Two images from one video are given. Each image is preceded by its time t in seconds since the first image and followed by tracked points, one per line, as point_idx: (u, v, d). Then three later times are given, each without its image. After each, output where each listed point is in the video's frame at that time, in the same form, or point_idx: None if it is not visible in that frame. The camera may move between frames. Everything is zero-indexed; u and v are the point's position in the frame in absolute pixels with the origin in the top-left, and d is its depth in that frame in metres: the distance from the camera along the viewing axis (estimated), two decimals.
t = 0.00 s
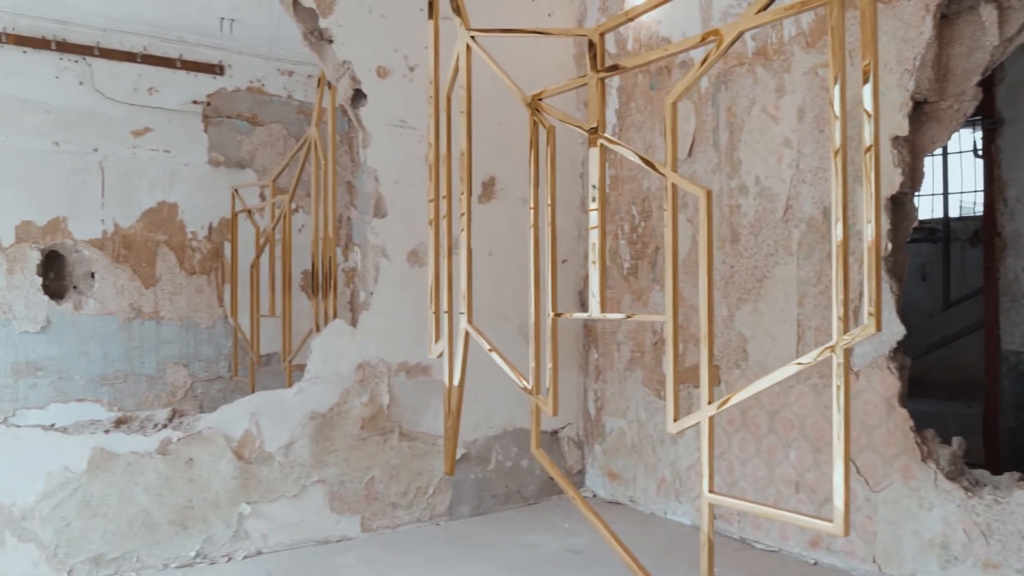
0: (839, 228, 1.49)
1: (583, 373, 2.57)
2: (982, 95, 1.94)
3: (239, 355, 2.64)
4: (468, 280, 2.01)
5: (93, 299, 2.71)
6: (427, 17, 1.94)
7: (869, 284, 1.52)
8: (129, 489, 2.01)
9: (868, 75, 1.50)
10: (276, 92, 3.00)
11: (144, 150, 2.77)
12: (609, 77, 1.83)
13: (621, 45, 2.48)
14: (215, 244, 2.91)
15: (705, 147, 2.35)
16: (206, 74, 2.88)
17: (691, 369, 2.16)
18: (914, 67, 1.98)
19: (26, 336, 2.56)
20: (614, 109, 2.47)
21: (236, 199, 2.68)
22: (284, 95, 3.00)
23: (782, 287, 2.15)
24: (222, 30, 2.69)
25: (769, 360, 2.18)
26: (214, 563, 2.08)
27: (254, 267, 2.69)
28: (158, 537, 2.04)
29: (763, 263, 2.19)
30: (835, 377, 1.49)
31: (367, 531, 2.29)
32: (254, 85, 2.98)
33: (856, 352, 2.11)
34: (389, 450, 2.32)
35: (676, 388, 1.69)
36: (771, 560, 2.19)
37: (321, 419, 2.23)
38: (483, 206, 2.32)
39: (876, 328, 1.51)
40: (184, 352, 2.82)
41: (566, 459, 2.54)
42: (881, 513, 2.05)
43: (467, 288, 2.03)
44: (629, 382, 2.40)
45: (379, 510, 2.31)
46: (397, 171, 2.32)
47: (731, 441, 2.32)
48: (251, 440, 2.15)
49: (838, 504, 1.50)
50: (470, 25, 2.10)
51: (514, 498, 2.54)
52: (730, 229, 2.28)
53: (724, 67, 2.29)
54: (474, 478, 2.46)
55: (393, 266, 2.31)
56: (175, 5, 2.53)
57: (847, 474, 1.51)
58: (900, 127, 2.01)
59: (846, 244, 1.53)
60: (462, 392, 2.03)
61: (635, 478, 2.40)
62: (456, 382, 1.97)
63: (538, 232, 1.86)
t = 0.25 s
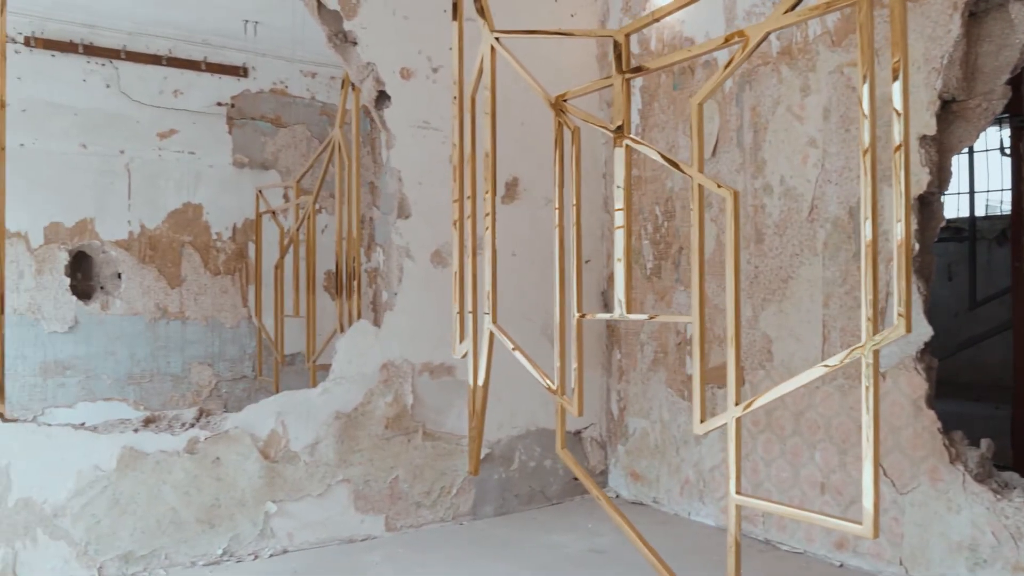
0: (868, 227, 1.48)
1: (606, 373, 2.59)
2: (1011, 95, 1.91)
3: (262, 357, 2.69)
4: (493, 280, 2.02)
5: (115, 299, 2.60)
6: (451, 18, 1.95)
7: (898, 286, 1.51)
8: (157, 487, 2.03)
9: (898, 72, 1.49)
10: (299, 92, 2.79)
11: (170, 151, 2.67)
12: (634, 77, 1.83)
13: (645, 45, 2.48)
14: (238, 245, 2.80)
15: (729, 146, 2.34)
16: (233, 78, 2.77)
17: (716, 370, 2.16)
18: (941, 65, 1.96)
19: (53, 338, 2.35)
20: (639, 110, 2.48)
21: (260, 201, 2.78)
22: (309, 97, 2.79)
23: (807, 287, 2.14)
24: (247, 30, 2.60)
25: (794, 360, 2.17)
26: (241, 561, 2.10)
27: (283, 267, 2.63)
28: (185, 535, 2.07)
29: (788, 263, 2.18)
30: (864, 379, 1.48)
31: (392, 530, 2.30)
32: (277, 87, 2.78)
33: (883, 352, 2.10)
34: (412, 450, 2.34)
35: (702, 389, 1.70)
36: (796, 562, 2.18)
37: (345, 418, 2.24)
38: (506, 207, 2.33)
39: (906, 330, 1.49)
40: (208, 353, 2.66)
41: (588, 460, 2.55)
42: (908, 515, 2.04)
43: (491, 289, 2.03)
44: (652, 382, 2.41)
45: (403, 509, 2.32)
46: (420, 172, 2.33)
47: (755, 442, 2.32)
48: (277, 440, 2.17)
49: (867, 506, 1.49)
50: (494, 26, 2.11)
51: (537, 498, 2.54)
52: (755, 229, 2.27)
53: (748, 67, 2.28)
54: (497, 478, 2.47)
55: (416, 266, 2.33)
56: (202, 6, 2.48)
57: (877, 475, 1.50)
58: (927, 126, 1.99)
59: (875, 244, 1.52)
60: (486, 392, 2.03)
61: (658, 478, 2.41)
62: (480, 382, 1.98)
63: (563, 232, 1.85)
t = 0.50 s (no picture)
0: (895, 226, 1.48)
1: (626, 373, 2.60)
2: None
3: (282, 357, 2.17)
4: (514, 280, 2.03)
5: (137, 300, 2.02)
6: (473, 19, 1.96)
7: (927, 286, 1.50)
8: (182, 487, 2.05)
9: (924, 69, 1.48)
10: (319, 95, 2.28)
11: (192, 153, 2.11)
12: (656, 77, 1.83)
13: (665, 45, 2.48)
14: (260, 246, 2.18)
15: (750, 145, 2.33)
16: (252, 80, 2.20)
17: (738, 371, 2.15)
18: (966, 64, 1.95)
19: (78, 338, 1.91)
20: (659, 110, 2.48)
21: (277, 200, 2.20)
22: (330, 99, 2.30)
23: (830, 287, 2.13)
24: (268, 32, 2.19)
25: (816, 361, 2.16)
26: (264, 559, 2.13)
27: (299, 267, 2.21)
28: (209, 533, 2.09)
29: (810, 263, 2.17)
30: (892, 379, 1.48)
31: (412, 529, 2.32)
32: (298, 87, 2.25)
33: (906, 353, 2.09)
34: (433, 449, 2.37)
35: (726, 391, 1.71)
36: (818, 563, 2.18)
37: (367, 418, 2.28)
38: (527, 207, 2.33)
39: (935, 331, 1.49)
40: (230, 352, 2.10)
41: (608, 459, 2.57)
42: (932, 516, 2.02)
43: (513, 289, 2.04)
44: (672, 382, 2.42)
45: (424, 508, 2.35)
46: (441, 172, 2.45)
47: (776, 442, 2.31)
48: (299, 440, 2.19)
49: (894, 508, 1.49)
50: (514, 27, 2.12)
51: (557, 498, 2.55)
52: (776, 229, 2.26)
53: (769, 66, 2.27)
54: (517, 478, 2.48)
55: (437, 267, 2.42)
56: None
57: (904, 476, 1.49)
58: (952, 125, 1.98)
59: (903, 244, 1.52)
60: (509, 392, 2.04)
61: (678, 478, 2.42)
62: (501, 382, 1.99)
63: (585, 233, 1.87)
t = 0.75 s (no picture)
0: (921, 225, 1.47)
1: (645, 373, 2.60)
2: None
3: (301, 356, 2.15)
4: (534, 280, 2.03)
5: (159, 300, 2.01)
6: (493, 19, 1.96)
7: (953, 286, 1.49)
8: (205, 485, 2.07)
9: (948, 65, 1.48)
10: (338, 96, 2.26)
11: (212, 154, 2.09)
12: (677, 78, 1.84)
13: (684, 44, 2.48)
14: (279, 246, 2.15)
15: (770, 144, 2.33)
16: (272, 81, 2.19)
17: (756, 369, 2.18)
18: (989, 61, 1.94)
19: (100, 337, 1.93)
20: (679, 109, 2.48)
21: (296, 200, 2.18)
22: (348, 99, 2.28)
23: (851, 286, 2.12)
24: (286, 33, 2.20)
25: (838, 361, 2.16)
26: (286, 557, 2.15)
27: (319, 267, 2.19)
28: (232, 531, 2.11)
29: (831, 262, 2.17)
30: (917, 380, 1.47)
31: (432, 528, 2.34)
32: (317, 88, 2.23)
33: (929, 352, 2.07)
34: (453, 449, 2.38)
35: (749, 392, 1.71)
36: (839, 564, 2.17)
37: (387, 417, 2.29)
38: (546, 206, 2.34)
39: (961, 331, 1.47)
40: (250, 351, 2.09)
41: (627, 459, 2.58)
42: (955, 517, 2.01)
43: (534, 288, 2.04)
44: (691, 382, 2.43)
45: (444, 507, 2.36)
46: (460, 172, 2.46)
47: (797, 442, 2.31)
48: (321, 438, 2.20)
49: (919, 509, 1.48)
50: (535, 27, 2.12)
51: (577, 498, 2.55)
52: (797, 229, 2.26)
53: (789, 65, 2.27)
54: (537, 478, 2.49)
55: (457, 266, 2.43)
56: None
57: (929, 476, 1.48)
58: (975, 123, 1.97)
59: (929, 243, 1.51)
60: (529, 392, 2.04)
61: (698, 478, 2.43)
62: (523, 381, 1.97)
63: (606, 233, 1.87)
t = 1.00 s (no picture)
0: (948, 224, 1.46)
1: (665, 373, 2.60)
2: None
3: (321, 355, 2.16)
4: (555, 281, 2.03)
5: (179, 300, 2.03)
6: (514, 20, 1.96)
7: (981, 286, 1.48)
8: (228, 483, 2.09)
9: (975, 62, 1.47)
10: (357, 96, 2.27)
11: (232, 154, 2.11)
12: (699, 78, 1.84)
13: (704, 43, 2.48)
14: (298, 246, 2.17)
15: (792, 143, 2.32)
16: (291, 82, 2.20)
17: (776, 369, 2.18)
18: (1015, 59, 1.92)
19: (123, 337, 1.95)
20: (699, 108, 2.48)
21: (316, 201, 2.19)
22: (367, 100, 2.29)
23: (874, 286, 2.11)
24: (306, 35, 2.21)
25: (859, 361, 2.15)
26: (308, 555, 2.16)
27: (339, 267, 2.20)
28: (254, 529, 2.12)
29: (853, 262, 2.16)
30: (944, 380, 1.46)
31: (453, 527, 2.35)
32: (336, 89, 2.24)
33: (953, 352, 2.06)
34: (473, 448, 2.39)
35: (772, 393, 1.71)
36: (861, 565, 2.16)
37: (408, 417, 2.30)
38: (565, 206, 2.34)
39: (989, 331, 1.46)
40: (270, 351, 2.10)
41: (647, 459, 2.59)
42: (980, 518, 1.99)
43: (554, 287, 2.04)
44: (711, 382, 2.43)
45: (464, 506, 2.37)
46: (480, 172, 2.46)
47: (819, 442, 2.30)
48: (342, 437, 2.21)
49: (946, 510, 1.47)
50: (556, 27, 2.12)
51: (597, 498, 2.55)
52: (819, 228, 2.25)
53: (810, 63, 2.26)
54: (556, 477, 2.49)
55: (477, 266, 2.44)
56: None
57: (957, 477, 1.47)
58: (1000, 121, 1.95)
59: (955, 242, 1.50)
60: (550, 392, 2.04)
61: (718, 479, 2.43)
62: (544, 382, 1.99)
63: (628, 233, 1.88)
